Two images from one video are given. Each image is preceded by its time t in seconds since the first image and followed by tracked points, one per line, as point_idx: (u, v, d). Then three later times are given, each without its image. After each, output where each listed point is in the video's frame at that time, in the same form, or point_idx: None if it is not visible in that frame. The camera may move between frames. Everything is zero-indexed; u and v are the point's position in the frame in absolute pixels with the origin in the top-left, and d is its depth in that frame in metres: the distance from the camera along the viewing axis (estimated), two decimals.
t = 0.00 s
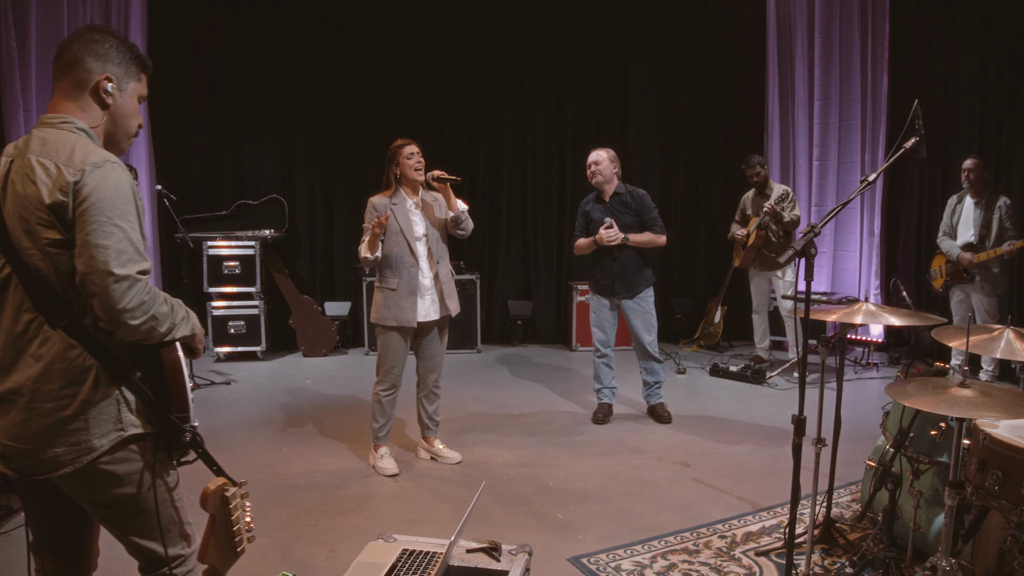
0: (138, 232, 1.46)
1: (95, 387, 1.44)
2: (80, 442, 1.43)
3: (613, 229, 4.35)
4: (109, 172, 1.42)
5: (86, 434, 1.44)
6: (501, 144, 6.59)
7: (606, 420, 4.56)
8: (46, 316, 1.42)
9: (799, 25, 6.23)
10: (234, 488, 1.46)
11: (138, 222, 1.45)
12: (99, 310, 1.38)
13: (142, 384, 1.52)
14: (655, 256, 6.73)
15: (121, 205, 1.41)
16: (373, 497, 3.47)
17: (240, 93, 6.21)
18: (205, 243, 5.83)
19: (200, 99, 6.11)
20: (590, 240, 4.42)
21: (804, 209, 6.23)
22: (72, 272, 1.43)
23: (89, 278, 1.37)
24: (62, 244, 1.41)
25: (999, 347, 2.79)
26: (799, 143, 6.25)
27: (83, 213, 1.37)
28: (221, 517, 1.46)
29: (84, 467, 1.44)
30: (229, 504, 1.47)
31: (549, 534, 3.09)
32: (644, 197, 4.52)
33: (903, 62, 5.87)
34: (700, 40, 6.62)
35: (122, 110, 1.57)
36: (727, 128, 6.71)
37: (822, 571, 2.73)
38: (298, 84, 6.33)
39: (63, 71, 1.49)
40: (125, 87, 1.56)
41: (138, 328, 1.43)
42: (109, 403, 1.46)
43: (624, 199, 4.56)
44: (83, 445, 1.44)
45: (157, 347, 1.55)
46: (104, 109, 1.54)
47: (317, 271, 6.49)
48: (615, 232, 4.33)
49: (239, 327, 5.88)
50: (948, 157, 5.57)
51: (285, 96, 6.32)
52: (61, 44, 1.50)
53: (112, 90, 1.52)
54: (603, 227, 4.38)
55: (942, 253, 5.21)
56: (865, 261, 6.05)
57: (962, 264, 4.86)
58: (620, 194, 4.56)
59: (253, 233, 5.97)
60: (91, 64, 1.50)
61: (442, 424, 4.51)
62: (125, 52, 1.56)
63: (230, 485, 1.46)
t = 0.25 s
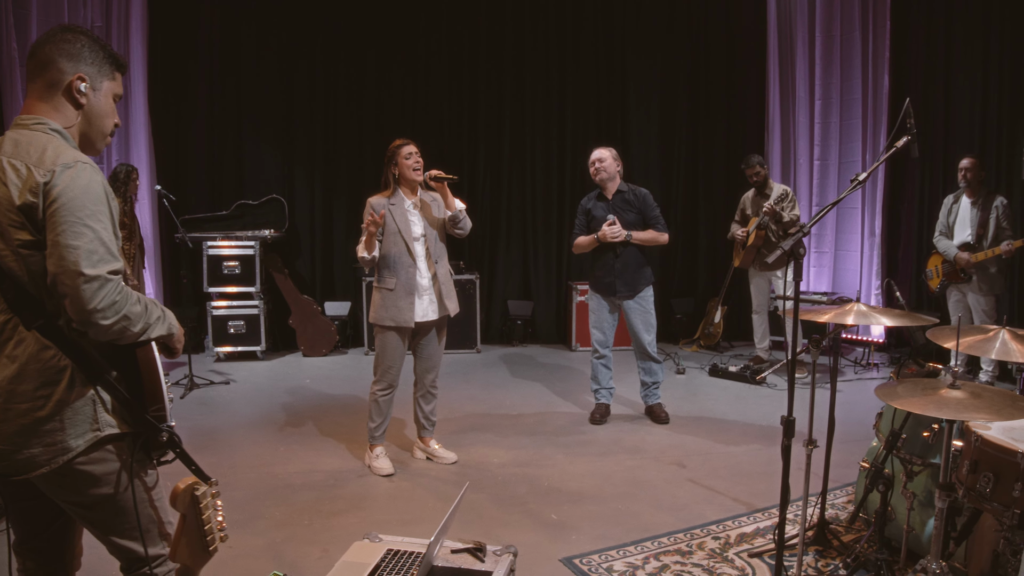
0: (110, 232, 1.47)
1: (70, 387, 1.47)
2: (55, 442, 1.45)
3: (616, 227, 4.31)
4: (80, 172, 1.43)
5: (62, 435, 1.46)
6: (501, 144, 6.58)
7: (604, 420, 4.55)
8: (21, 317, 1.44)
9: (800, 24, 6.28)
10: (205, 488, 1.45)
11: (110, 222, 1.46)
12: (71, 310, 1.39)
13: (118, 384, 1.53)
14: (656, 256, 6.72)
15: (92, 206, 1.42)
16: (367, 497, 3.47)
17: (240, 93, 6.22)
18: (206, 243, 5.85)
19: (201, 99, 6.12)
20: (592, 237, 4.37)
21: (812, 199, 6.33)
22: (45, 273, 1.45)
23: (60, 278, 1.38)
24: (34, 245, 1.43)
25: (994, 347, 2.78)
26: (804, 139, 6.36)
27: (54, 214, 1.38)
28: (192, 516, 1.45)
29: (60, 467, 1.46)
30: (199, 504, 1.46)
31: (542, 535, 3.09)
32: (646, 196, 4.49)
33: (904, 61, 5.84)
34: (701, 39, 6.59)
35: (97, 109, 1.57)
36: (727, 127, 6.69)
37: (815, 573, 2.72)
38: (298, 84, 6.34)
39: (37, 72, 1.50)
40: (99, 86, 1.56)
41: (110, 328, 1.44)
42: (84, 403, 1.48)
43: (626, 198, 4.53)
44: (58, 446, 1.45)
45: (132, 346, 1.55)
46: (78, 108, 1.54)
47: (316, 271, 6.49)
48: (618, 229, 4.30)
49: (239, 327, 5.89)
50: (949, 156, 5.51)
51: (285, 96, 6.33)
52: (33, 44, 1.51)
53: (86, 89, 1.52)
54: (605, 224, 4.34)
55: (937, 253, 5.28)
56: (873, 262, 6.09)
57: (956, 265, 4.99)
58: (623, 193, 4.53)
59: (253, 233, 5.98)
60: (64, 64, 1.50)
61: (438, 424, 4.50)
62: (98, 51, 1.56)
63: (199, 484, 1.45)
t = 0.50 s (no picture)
0: (90, 232, 1.47)
1: (52, 387, 1.47)
2: (38, 442, 1.45)
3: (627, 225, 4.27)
4: (59, 173, 1.43)
5: (44, 434, 1.46)
6: (501, 144, 6.57)
7: (601, 421, 4.54)
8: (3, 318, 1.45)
9: (801, 24, 6.28)
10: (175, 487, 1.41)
11: (89, 222, 1.46)
12: (49, 310, 1.40)
13: (100, 384, 1.54)
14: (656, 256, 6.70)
15: (70, 206, 1.42)
16: (362, 497, 3.47)
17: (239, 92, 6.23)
18: (206, 243, 5.86)
19: (201, 98, 6.13)
20: (603, 234, 4.31)
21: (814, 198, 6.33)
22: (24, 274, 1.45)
23: (38, 278, 1.39)
24: (13, 246, 1.43)
25: (989, 348, 2.77)
26: (804, 139, 6.33)
27: (32, 214, 1.39)
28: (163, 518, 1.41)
29: (43, 466, 1.46)
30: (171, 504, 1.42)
31: (534, 535, 3.08)
32: (655, 197, 4.46)
33: (904, 60, 5.82)
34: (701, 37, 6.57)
35: (79, 110, 1.58)
36: (727, 126, 6.67)
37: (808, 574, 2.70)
38: (298, 84, 6.34)
39: (18, 73, 1.50)
40: (81, 87, 1.57)
41: (89, 328, 1.44)
42: (66, 403, 1.48)
43: (635, 196, 4.48)
44: (41, 446, 1.45)
45: (114, 346, 1.56)
46: (60, 109, 1.55)
47: (316, 271, 6.50)
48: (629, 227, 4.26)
49: (238, 327, 5.90)
50: (949, 156, 5.48)
51: (285, 96, 6.33)
52: (15, 46, 1.51)
53: (67, 90, 1.53)
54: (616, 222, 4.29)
55: (934, 252, 5.26)
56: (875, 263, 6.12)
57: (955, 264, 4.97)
58: (632, 191, 4.48)
59: (253, 233, 6.00)
60: (45, 65, 1.51)
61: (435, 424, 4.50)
62: (80, 52, 1.57)
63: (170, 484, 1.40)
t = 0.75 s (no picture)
0: (75, 233, 1.48)
1: (37, 386, 1.48)
2: (23, 441, 1.45)
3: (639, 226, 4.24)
4: (45, 173, 1.43)
5: (29, 433, 1.46)
6: (499, 144, 6.57)
7: (597, 421, 4.53)
8: None
9: (800, 23, 6.26)
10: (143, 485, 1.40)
11: (75, 223, 1.47)
12: (35, 310, 1.40)
13: (86, 383, 1.56)
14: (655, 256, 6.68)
15: (57, 207, 1.43)
16: (354, 497, 3.47)
17: (237, 92, 6.21)
18: (204, 243, 5.88)
19: (199, 98, 6.14)
20: (615, 233, 4.26)
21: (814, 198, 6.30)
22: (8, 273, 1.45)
23: (23, 278, 1.39)
24: None
25: (981, 349, 2.75)
26: (804, 139, 6.33)
27: (18, 214, 1.39)
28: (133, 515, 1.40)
29: (28, 465, 1.46)
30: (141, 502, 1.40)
31: (525, 537, 3.08)
32: (661, 198, 4.45)
33: (903, 60, 5.80)
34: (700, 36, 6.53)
35: (68, 111, 1.58)
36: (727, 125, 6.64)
37: None
38: (296, 83, 6.33)
39: (6, 73, 1.50)
40: (71, 88, 1.57)
41: (74, 328, 1.45)
42: (52, 402, 1.49)
43: (644, 197, 4.45)
44: (26, 444, 1.46)
45: (99, 346, 1.58)
46: (49, 110, 1.55)
47: (315, 270, 6.50)
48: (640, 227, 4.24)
49: (236, 327, 5.92)
50: (946, 156, 5.46)
51: (283, 95, 6.32)
52: (4, 46, 1.51)
53: (56, 92, 1.53)
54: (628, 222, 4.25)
55: (931, 252, 5.24)
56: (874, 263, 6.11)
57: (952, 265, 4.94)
58: (642, 192, 4.44)
59: (251, 232, 6.00)
60: (34, 67, 1.51)
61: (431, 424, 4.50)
62: (69, 53, 1.57)
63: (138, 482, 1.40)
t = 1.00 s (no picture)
0: (68, 233, 1.49)
1: (29, 384, 1.50)
2: (15, 438, 1.48)
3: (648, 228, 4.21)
4: (38, 174, 1.44)
5: (21, 430, 1.48)
6: (498, 144, 6.57)
7: (593, 421, 4.52)
8: None
9: (799, 21, 6.23)
10: (110, 483, 1.38)
11: (68, 223, 1.48)
12: (26, 310, 1.42)
13: (78, 382, 1.56)
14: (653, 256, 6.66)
15: (49, 207, 1.44)
16: (347, 497, 3.48)
17: (236, 91, 6.21)
18: (201, 243, 5.89)
19: (198, 98, 6.14)
20: (625, 236, 4.20)
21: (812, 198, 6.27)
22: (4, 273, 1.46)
23: (16, 278, 1.41)
24: None
25: (974, 350, 2.72)
26: (802, 139, 6.31)
27: (10, 214, 1.40)
28: (101, 514, 1.37)
29: (20, 462, 1.48)
30: (108, 501, 1.38)
31: (516, 537, 3.08)
32: (665, 202, 4.45)
33: (903, 59, 5.78)
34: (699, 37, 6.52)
35: (62, 113, 1.58)
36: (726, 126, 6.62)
37: None
38: (294, 82, 6.34)
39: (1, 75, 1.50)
40: (65, 89, 1.58)
41: (64, 328, 1.46)
42: (43, 400, 1.51)
43: (650, 199, 4.42)
44: (18, 441, 1.48)
45: (92, 346, 1.57)
46: (43, 111, 1.55)
47: (313, 270, 6.50)
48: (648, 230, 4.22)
49: (234, 327, 5.93)
50: (946, 154, 5.43)
51: (281, 95, 6.32)
52: None
53: (50, 93, 1.53)
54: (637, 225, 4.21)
55: (930, 252, 5.21)
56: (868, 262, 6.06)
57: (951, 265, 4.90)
58: (649, 194, 4.41)
59: (249, 233, 6.01)
60: (28, 68, 1.52)
61: (427, 424, 4.50)
62: (63, 55, 1.57)
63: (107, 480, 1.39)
